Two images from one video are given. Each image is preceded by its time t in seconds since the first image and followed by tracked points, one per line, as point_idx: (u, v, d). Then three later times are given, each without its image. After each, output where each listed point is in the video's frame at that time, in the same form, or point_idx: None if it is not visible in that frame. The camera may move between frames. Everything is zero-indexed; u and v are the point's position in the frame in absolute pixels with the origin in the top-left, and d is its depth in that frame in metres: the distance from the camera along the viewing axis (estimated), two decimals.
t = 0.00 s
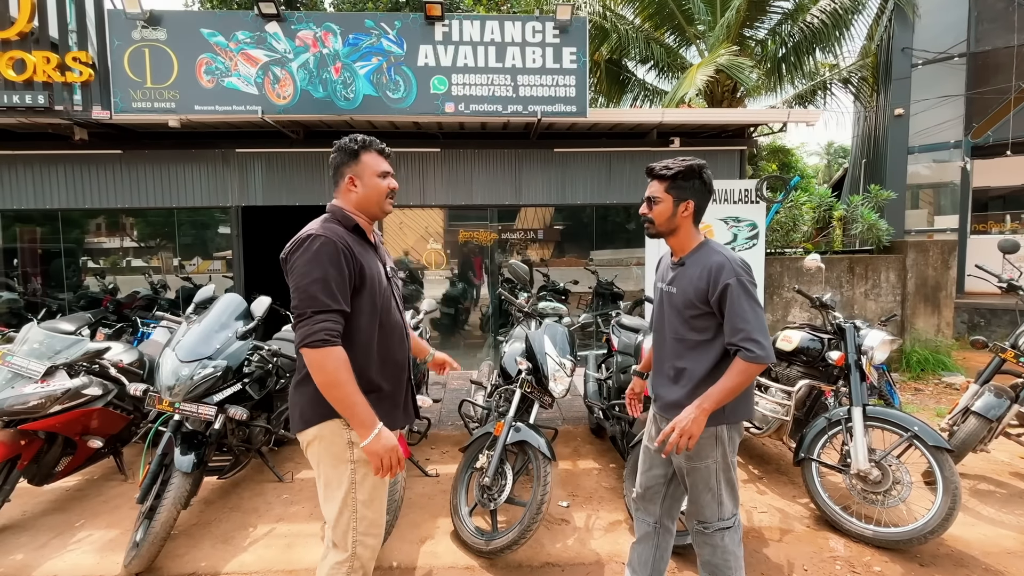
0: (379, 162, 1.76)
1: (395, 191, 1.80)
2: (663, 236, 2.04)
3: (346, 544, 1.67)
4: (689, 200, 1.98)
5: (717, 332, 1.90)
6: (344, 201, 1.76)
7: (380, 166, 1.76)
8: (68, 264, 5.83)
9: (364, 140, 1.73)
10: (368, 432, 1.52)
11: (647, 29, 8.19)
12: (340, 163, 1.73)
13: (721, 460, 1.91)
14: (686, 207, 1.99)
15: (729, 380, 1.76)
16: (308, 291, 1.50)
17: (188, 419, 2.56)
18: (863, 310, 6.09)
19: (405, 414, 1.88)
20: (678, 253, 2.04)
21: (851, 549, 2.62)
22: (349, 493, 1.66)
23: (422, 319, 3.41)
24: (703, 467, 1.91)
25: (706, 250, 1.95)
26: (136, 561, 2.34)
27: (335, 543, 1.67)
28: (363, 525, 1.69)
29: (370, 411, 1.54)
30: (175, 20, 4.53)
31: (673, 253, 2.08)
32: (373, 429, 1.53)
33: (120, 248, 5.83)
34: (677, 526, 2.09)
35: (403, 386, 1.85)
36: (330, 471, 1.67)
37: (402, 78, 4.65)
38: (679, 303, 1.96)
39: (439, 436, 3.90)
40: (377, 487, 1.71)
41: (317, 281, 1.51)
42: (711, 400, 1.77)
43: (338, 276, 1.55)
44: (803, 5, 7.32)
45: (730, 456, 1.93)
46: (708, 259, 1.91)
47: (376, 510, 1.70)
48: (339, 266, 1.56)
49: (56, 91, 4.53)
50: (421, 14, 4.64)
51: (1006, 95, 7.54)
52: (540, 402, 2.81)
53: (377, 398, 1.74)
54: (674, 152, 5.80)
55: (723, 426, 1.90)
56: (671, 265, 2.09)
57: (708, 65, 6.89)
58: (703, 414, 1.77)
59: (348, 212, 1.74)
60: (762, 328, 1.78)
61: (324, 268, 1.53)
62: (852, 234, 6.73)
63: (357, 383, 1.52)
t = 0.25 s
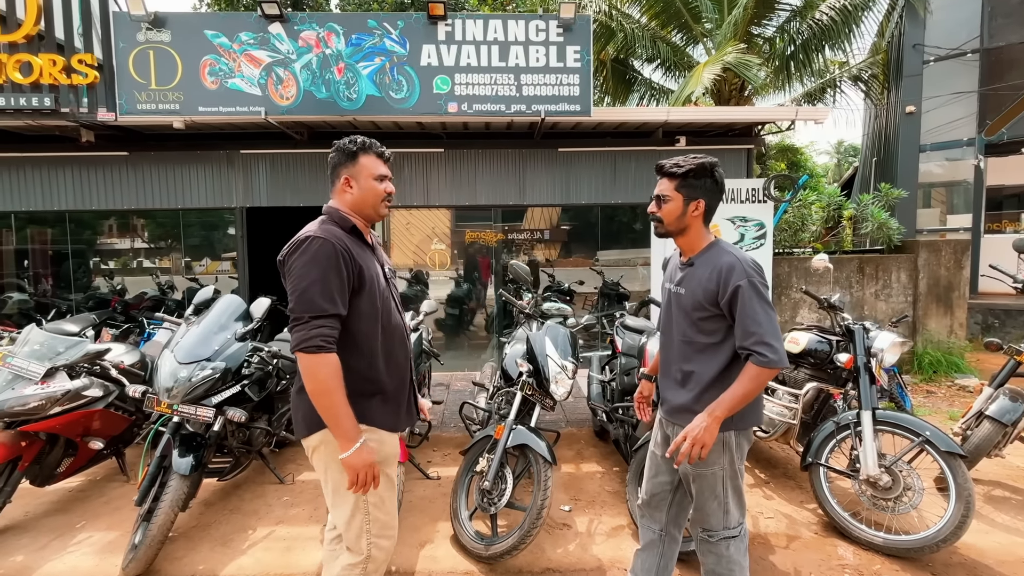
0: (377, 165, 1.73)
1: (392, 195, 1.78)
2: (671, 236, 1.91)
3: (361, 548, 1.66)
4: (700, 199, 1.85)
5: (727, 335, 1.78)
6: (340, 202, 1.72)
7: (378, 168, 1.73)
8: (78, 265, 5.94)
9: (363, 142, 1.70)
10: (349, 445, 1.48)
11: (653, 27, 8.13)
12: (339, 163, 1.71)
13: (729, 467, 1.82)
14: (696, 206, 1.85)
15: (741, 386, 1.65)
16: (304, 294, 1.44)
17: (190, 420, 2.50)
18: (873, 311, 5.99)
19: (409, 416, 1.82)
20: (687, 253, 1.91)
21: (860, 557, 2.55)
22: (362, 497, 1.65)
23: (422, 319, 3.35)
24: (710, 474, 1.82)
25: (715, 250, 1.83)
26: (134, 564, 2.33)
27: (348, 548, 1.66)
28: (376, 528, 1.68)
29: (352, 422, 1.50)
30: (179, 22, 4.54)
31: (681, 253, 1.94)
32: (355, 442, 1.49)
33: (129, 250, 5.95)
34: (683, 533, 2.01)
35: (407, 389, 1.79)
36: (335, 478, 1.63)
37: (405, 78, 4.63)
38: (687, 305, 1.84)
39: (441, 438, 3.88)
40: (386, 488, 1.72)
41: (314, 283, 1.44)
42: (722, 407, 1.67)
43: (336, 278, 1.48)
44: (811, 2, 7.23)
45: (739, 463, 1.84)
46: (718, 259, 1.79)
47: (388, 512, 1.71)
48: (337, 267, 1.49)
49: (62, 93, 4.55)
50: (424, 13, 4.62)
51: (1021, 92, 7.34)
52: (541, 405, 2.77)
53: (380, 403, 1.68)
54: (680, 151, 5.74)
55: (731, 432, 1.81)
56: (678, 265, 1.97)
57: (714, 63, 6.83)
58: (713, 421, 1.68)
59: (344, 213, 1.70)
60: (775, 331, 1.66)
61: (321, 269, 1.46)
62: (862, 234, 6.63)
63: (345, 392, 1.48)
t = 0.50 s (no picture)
0: (375, 165, 1.71)
1: (389, 197, 1.76)
2: (678, 234, 1.86)
3: (371, 549, 1.64)
4: (708, 198, 1.80)
5: (733, 336, 1.74)
6: (336, 202, 1.71)
7: (376, 169, 1.71)
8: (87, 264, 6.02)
9: (362, 142, 1.68)
10: (353, 447, 1.47)
11: (658, 25, 8.08)
12: (335, 163, 1.69)
13: (736, 469, 1.78)
14: (705, 204, 1.80)
15: (746, 389, 1.62)
16: (303, 296, 1.42)
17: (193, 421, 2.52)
18: (881, 311, 5.93)
19: (409, 416, 1.80)
20: (693, 253, 1.87)
21: (867, 561, 2.52)
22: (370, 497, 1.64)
23: (423, 319, 3.31)
24: (716, 476, 1.78)
25: (722, 250, 1.79)
26: (135, 563, 2.34)
27: (359, 548, 1.65)
28: (386, 528, 1.67)
29: (354, 425, 1.48)
30: (183, 22, 4.55)
31: (687, 253, 1.90)
32: (359, 444, 1.47)
33: (138, 249, 6.02)
34: (688, 537, 1.97)
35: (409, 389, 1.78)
36: (342, 480, 1.62)
37: (408, 77, 4.62)
38: (693, 305, 1.80)
39: (444, 437, 3.87)
40: (393, 490, 1.71)
41: (312, 284, 1.43)
42: (726, 409, 1.64)
43: (334, 279, 1.47)
44: None
45: (745, 465, 1.80)
46: (725, 258, 1.75)
47: (396, 512, 1.69)
48: (336, 268, 1.48)
49: (67, 94, 4.57)
50: (426, 12, 4.61)
51: None
52: (542, 405, 2.73)
53: (382, 403, 1.67)
54: (685, 149, 5.71)
55: (737, 434, 1.77)
56: (685, 265, 1.93)
57: (720, 60, 6.77)
58: (718, 423, 1.65)
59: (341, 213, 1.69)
60: (782, 332, 1.63)
61: (320, 270, 1.45)
62: (869, 232, 6.57)
63: (346, 394, 1.46)
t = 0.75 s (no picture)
0: (376, 166, 1.70)
1: (387, 197, 1.75)
2: (677, 234, 1.84)
3: (351, 560, 1.64)
4: (709, 197, 1.77)
5: (732, 336, 1.72)
6: (333, 200, 1.69)
7: (376, 169, 1.70)
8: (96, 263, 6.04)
9: (363, 141, 1.67)
10: (353, 454, 1.46)
11: (665, 22, 8.02)
12: (336, 159, 1.66)
13: (735, 472, 1.76)
14: (705, 203, 1.78)
15: (746, 391, 1.61)
16: (293, 301, 1.41)
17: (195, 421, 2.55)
18: (889, 311, 5.86)
19: (405, 417, 1.80)
20: (692, 252, 1.85)
21: (871, 565, 2.48)
22: (355, 508, 1.63)
23: (424, 319, 3.28)
24: (715, 479, 1.76)
25: (722, 250, 1.76)
26: (137, 561, 2.35)
27: (339, 559, 1.64)
28: (368, 541, 1.67)
29: (352, 430, 1.47)
30: (188, 23, 4.57)
31: (686, 252, 1.88)
32: (358, 450, 1.47)
33: (148, 248, 5.99)
34: (687, 540, 1.95)
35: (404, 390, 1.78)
36: (331, 487, 1.62)
37: (411, 76, 4.62)
38: (692, 305, 1.79)
39: (446, 437, 3.87)
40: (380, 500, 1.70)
41: (303, 289, 1.42)
42: (727, 412, 1.62)
43: (325, 283, 1.45)
44: None
45: (744, 468, 1.78)
46: (725, 258, 1.73)
47: (380, 525, 1.69)
48: (326, 271, 1.47)
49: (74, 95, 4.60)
50: (430, 11, 4.61)
51: None
52: (543, 405, 2.72)
53: (376, 407, 1.67)
54: (690, 148, 5.67)
55: (736, 437, 1.75)
56: (684, 265, 1.91)
57: (726, 58, 6.73)
58: (719, 427, 1.63)
59: (336, 212, 1.67)
60: (782, 333, 1.61)
61: (310, 275, 1.44)
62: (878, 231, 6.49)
63: (342, 400, 1.46)
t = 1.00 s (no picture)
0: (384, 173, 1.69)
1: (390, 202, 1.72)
2: (671, 230, 1.83)
3: (321, 563, 1.62)
4: (703, 193, 1.76)
5: (726, 333, 1.70)
6: (337, 193, 1.61)
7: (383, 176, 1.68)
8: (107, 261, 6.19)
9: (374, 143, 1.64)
10: (344, 457, 1.46)
11: (671, 19, 7.97)
12: (347, 158, 1.59)
13: (731, 470, 1.75)
14: (700, 199, 1.77)
15: (732, 376, 1.57)
16: (281, 302, 1.39)
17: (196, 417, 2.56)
18: (898, 310, 5.80)
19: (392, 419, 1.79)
20: (686, 249, 1.84)
21: (873, 566, 2.45)
22: (331, 512, 1.61)
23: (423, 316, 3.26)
24: (711, 477, 1.75)
25: (715, 246, 1.75)
26: (137, 556, 2.37)
27: (310, 562, 1.62)
28: (341, 545, 1.63)
29: (343, 435, 1.47)
30: (192, 23, 4.60)
31: (680, 249, 1.87)
32: (349, 453, 1.47)
33: (158, 246, 6.16)
34: (683, 539, 1.94)
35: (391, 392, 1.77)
36: (311, 490, 1.60)
37: (413, 74, 4.62)
38: (686, 302, 1.77)
39: (447, 435, 3.87)
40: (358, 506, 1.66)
41: (291, 289, 1.40)
42: (708, 393, 1.57)
43: (315, 283, 1.44)
44: None
45: (741, 467, 1.76)
46: (718, 254, 1.72)
47: (356, 530, 1.64)
48: (316, 271, 1.45)
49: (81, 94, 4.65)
50: (432, 9, 4.61)
51: None
52: (542, 403, 2.73)
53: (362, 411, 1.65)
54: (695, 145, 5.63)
55: (732, 434, 1.73)
56: (678, 262, 1.90)
57: (733, 54, 6.68)
58: (693, 404, 1.57)
59: (335, 209, 1.60)
60: (775, 329, 1.59)
61: (300, 275, 1.42)
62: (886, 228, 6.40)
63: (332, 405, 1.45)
